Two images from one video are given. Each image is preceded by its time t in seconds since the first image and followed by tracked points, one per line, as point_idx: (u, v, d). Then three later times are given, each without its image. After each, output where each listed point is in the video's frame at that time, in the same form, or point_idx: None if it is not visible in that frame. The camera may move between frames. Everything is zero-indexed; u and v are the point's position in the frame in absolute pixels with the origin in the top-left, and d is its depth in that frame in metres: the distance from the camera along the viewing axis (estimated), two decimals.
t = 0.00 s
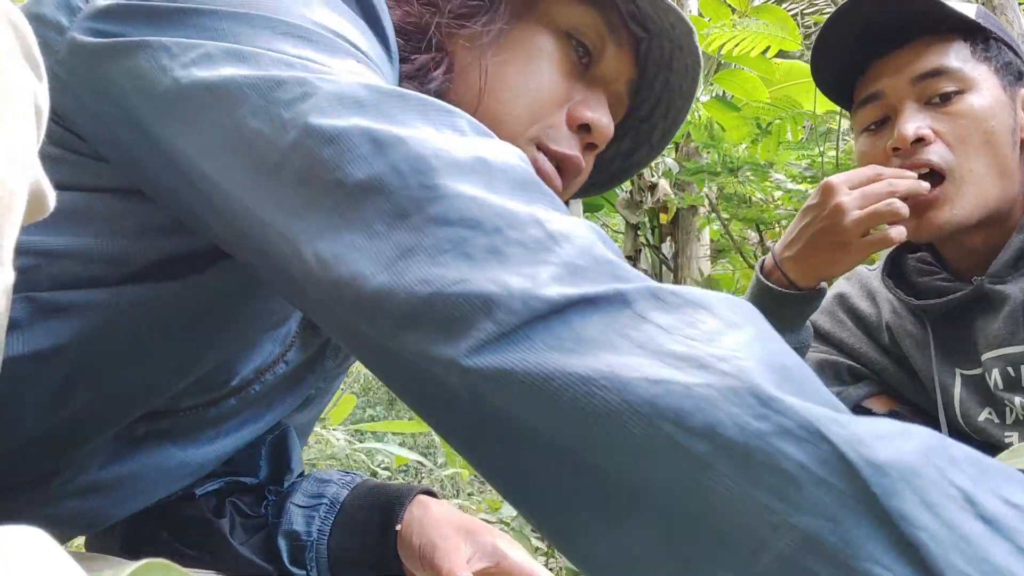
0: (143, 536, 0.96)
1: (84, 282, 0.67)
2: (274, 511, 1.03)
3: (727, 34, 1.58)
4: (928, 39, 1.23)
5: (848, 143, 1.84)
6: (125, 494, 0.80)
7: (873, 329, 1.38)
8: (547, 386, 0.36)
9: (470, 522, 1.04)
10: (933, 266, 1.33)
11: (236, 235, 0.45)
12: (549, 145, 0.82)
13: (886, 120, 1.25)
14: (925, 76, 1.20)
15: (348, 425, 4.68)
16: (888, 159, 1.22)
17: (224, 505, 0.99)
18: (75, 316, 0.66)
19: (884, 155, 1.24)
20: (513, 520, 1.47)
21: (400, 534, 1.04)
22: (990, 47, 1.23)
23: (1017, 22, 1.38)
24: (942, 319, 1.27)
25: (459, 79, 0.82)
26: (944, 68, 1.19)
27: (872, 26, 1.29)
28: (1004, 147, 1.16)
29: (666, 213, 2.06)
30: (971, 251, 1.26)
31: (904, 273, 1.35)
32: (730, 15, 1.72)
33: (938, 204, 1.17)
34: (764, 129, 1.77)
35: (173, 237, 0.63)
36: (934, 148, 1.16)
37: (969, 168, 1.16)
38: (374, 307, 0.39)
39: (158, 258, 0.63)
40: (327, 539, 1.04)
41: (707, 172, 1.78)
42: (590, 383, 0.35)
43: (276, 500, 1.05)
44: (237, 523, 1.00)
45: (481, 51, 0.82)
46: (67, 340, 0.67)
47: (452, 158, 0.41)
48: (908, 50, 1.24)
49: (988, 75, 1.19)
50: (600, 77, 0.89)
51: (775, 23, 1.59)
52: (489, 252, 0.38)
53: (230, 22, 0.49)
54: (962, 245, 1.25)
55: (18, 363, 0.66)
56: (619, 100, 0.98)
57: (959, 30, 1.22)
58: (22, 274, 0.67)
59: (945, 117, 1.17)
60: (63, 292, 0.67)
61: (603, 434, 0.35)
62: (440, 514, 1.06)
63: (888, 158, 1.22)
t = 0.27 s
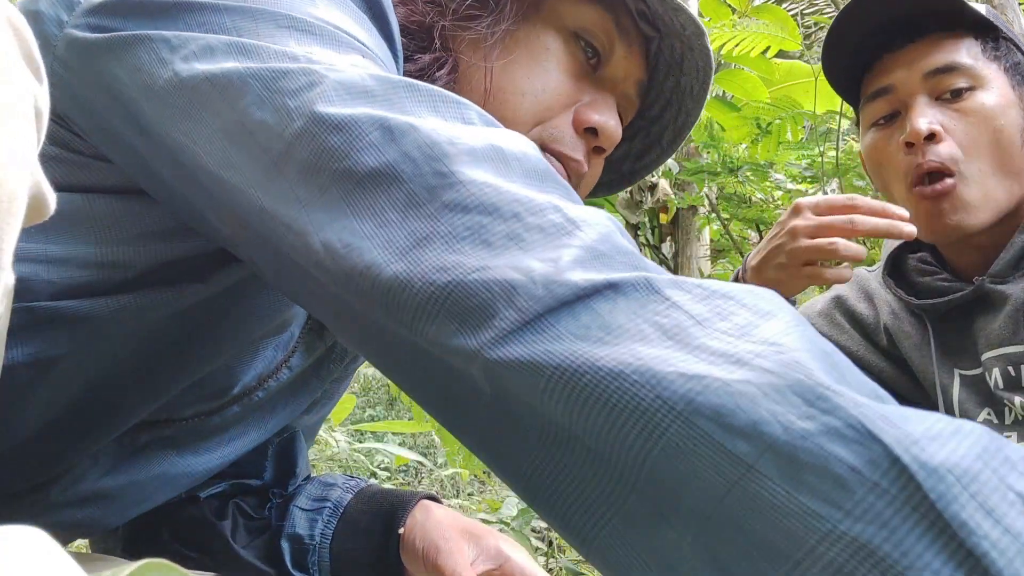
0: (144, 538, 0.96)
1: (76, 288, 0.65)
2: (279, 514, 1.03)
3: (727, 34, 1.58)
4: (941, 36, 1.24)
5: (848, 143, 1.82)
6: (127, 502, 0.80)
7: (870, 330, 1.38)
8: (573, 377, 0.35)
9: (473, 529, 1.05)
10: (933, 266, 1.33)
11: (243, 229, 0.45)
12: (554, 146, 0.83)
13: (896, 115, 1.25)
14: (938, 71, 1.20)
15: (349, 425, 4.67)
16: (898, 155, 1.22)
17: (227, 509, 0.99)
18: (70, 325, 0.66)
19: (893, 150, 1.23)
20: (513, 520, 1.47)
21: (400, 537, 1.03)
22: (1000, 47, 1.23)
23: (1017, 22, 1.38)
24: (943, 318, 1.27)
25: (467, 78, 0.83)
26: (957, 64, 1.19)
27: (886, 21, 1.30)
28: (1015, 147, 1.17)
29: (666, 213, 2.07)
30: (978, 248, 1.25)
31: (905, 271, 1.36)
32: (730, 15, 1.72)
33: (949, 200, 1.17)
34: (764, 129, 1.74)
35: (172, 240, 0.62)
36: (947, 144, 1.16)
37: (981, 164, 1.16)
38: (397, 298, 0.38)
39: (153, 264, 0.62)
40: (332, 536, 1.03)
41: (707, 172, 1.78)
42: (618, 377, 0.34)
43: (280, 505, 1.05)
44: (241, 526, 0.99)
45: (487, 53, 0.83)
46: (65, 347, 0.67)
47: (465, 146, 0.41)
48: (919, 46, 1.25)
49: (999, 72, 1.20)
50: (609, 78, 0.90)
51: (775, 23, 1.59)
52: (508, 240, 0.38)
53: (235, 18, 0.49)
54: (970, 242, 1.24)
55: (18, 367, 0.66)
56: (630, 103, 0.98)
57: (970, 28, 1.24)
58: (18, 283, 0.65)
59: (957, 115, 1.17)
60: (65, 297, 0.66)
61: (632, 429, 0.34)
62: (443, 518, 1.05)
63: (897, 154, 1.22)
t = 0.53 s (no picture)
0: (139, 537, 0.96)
1: (66, 280, 0.65)
2: (273, 511, 1.03)
3: (727, 33, 1.58)
4: (942, 35, 1.24)
5: (848, 143, 1.81)
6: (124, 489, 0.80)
7: (869, 330, 1.38)
8: (537, 346, 0.35)
9: (470, 518, 1.04)
10: (932, 266, 1.32)
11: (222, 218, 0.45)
12: (537, 135, 0.84)
13: (898, 114, 1.25)
14: (941, 70, 1.21)
15: (349, 424, 4.66)
16: (899, 153, 1.22)
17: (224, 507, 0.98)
18: (60, 317, 0.66)
19: (895, 148, 1.23)
20: (512, 519, 1.48)
21: (398, 529, 1.03)
22: (1002, 47, 1.24)
23: (1017, 22, 1.38)
24: (942, 319, 1.27)
25: (449, 67, 0.83)
26: (960, 63, 1.20)
27: (887, 20, 1.30)
28: (1013, 144, 1.19)
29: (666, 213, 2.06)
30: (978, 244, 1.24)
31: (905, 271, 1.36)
32: (730, 15, 1.72)
33: (950, 200, 1.17)
34: (764, 129, 1.74)
35: (162, 234, 0.62)
36: (950, 143, 1.16)
37: (982, 163, 1.17)
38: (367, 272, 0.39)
39: (142, 256, 0.63)
40: (327, 533, 1.03)
41: (707, 172, 1.78)
42: (582, 343, 0.35)
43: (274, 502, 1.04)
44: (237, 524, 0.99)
45: (469, 42, 0.83)
46: (59, 341, 0.67)
47: (442, 131, 0.42)
48: (921, 45, 1.25)
49: (1001, 72, 1.21)
50: (588, 65, 0.91)
51: (775, 23, 1.59)
52: (482, 219, 0.38)
53: (219, 11, 0.49)
54: (969, 239, 1.23)
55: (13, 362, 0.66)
56: (606, 88, 0.99)
57: (972, 28, 1.24)
58: (11, 275, 0.65)
59: (960, 113, 1.18)
60: (55, 291, 0.65)
61: (593, 394, 0.35)
62: (439, 509, 1.05)
63: (899, 154, 1.22)
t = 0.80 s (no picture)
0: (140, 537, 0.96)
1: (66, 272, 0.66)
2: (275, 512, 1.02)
3: (727, 33, 1.58)
4: (940, 39, 1.22)
5: (848, 143, 1.80)
6: (123, 448, 0.82)
7: (867, 332, 1.37)
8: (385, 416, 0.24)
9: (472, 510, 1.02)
10: (932, 267, 1.32)
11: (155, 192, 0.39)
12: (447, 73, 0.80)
13: (896, 122, 1.23)
14: (938, 77, 1.18)
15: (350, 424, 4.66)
16: (898, 161, 1.21)
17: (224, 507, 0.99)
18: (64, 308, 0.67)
19: (894, 157, 1.21)
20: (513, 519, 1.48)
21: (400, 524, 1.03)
22: (999, 49, 1.22)
23: (1018, 21, 1.38)
24: (942, 319, 1.27)
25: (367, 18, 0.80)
26: (958, 69, 1.17)
27: (886, 22, 1.30)
28: (1011, 152, 1.17)
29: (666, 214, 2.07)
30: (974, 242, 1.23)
31: (905, 272, 1.36)
32: (729, 15, 1.72)
33: (949, 207, 1.17)
34: (764, 129, 1.72)
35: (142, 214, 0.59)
36: (948, 150, 1.15)
37: (980, 168, 1.15)
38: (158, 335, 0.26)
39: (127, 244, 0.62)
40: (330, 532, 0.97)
41: (707, 172, 1.78)
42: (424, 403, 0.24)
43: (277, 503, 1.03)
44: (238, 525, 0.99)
45: None
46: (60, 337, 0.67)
47: (242, 128, 0.32)
48: (919, 50, 1.23)
49: (999, 76, 1.19)
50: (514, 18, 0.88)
51: (774, 23, 1.59)
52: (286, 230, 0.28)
53: None
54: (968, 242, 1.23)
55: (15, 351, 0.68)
56: (550, 47, 0.96)
57: (969, 30, 1.22)
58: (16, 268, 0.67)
59: (958, 120, 1.16)
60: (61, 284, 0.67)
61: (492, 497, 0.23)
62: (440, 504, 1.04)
63: (897, 161, 1.21)
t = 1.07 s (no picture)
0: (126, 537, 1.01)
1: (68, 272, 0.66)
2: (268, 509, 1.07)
3: (726, 34, 1.57)
4: (929, 49, 1.19)
5: (848, 144, 1.78)
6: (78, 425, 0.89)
7: (866, 332, 1.38)
8: None
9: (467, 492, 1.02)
10: (931, 268, 1.32)
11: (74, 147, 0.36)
12: (341, 64, 0.83)
13: (887, 134, 1.22)
14: (926, 90, 1.17)
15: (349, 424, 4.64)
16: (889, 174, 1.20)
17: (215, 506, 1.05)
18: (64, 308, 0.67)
19: (885, 170, 1.21)
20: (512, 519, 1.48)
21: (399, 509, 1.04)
22: (990, 54, 1.20)
23: (1017, 22, 1.38)
24: (941, 320, 1.27)
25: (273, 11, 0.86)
26: (946, 82, 1.15)
27: (875, 32, 1.27)
28: (1003, 164, 1.15)
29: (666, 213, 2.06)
30: (959, 248, 1.22)
31: (903, 273, 1.36)
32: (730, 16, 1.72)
33: (940, 222, 1.16)
34: (764, 129, 1.72)
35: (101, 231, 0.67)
36: (936, 167, 1.14)
37: (971, 183, 1.14)
38: None
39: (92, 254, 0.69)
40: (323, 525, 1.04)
41: (707, 172, 1.78)
42: None
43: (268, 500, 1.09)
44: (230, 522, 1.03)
45: None
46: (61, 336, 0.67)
47: None
48: (907, 61, 1.20)
49: (990, 86, 1.16)
50: (413, 20, 0.90)
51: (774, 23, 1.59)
52: None
53: None
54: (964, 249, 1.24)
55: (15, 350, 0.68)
56: (446, 49, 0.95)
57: (959, 39, 1.19)
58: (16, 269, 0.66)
59: (947, 135, 1.15)
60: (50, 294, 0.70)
61: None
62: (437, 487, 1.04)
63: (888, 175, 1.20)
